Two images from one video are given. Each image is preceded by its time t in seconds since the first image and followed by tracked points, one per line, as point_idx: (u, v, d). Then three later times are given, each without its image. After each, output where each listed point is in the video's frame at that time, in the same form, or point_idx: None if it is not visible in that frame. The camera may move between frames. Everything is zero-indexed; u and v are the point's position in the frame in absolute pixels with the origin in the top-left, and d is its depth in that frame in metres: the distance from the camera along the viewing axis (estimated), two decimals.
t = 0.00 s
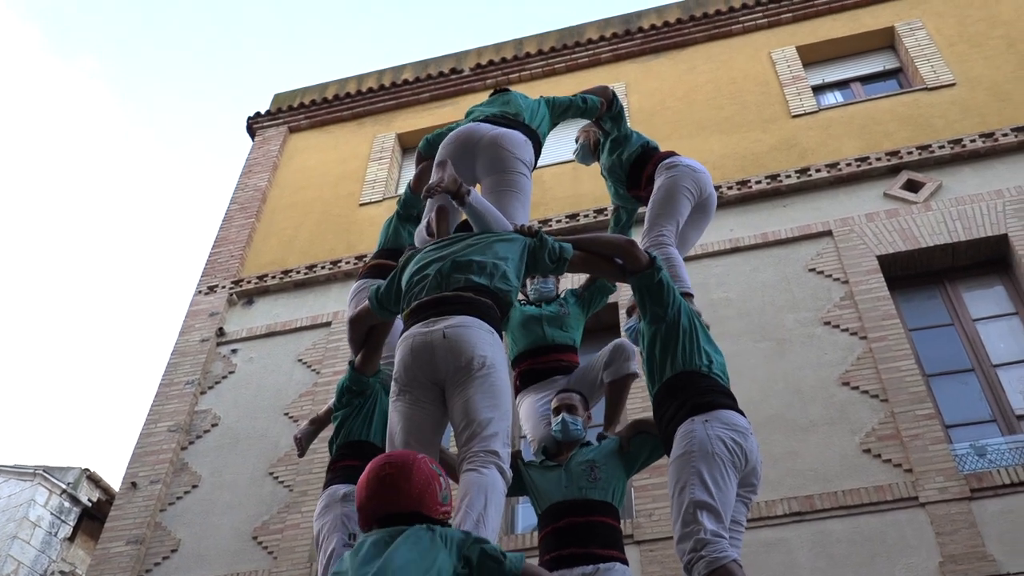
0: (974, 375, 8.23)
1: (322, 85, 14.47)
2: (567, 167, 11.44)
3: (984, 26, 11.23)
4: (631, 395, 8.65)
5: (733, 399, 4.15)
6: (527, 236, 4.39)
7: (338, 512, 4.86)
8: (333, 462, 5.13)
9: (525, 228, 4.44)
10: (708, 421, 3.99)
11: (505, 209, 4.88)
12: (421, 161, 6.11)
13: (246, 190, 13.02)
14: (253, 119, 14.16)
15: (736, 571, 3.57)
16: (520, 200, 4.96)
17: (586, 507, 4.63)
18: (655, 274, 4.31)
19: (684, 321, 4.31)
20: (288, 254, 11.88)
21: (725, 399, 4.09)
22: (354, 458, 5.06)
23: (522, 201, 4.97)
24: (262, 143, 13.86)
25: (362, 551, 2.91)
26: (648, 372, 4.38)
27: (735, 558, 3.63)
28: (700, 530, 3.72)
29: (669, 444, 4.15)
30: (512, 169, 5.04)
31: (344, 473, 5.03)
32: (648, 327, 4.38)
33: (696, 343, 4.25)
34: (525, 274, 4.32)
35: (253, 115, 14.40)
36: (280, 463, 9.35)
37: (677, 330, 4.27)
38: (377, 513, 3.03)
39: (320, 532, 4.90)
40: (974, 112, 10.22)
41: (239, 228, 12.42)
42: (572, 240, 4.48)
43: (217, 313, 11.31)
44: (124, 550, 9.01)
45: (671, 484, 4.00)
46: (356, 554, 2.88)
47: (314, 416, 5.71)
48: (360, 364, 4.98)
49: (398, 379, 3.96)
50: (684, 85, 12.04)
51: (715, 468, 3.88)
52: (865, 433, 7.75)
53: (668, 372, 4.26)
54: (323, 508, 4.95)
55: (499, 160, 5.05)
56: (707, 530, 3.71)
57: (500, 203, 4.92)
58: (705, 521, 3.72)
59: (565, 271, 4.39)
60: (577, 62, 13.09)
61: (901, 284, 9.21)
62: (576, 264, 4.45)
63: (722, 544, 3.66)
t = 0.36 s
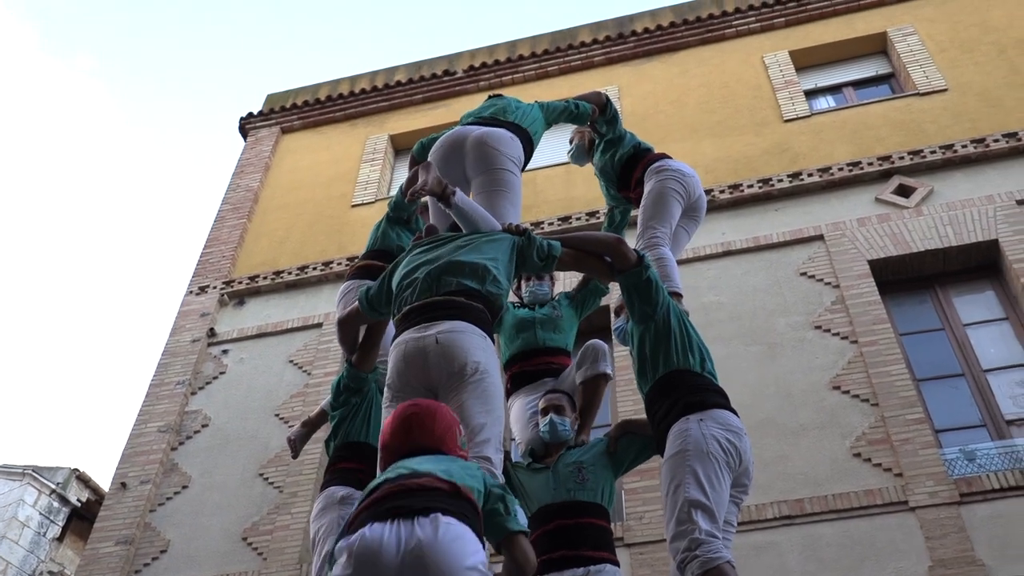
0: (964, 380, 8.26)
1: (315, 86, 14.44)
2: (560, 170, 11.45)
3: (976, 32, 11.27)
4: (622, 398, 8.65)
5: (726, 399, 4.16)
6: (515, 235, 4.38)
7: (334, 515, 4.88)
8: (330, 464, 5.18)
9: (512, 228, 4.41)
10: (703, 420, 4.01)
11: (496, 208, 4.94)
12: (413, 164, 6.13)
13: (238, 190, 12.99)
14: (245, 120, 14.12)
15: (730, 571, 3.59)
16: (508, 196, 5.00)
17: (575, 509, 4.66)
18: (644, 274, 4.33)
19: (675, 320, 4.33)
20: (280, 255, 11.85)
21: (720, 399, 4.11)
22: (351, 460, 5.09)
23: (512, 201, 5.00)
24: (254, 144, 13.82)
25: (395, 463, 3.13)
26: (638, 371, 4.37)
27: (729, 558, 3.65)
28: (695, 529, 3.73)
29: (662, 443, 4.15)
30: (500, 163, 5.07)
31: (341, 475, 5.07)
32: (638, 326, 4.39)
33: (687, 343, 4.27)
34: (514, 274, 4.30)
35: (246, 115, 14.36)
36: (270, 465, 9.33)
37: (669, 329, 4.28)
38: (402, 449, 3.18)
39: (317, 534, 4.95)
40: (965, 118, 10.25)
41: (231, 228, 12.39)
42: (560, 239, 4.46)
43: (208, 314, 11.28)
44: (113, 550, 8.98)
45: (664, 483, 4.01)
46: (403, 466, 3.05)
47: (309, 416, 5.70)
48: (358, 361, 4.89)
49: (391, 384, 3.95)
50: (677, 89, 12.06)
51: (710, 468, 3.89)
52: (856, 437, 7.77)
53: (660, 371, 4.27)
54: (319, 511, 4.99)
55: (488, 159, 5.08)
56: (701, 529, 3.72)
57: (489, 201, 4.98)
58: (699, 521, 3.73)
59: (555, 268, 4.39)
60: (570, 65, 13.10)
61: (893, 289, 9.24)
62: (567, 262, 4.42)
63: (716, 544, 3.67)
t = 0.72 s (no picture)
0: (958, 384, 8.27)
1: (311, 86, 14.42)
2: (556, 171, 11.45)
3: (972, 37, 11.30)
4: (617, 401, 8.65)
5: (718, 397, 4.16)
6: (515, 233, 4.38)
7: (327, 514, 4.87)
8: (323, 464, 5.16)
9: (513, 226, 4.41)
10: (694, 419, 4.02)
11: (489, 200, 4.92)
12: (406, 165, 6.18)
13: (233, 190, 12.97)
14: (241, 119, 14.11)
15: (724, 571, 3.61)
16: (500, 187, 4.98)
17: (567, 509, 4.66)
18: (642, 270, 4.35)
19: (673, 318, 4.33)
20: (275, 255, 11.83)
21: (713, 398, 4.12)
22: (344, 459, 5.08)
23: (506, 194, 4.96)
24: (249, 143, 13.81)
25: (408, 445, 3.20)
26: (633, 368, 4.37)
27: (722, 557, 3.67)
28: (689, 529, 3.75)
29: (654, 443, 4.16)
30: (490, 157, 5.08)
31: (334, 475, 5.06)
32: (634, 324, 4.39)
33: (684, 340, 4.26)
34: (515, 273, 4.30)
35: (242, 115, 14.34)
36: (264, 464, 9.31)
37: (667, 327, 4.27)
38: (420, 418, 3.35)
39: (310, 534, 4.92)
40: (960, 122, 10.27)
41: (226, 228, 12.37)
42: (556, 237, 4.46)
43: (202, 313, 11.26)
44: (106, 549, 8.95)
45: (656, 483, 4.02)
46: (419, 454, 3.09)
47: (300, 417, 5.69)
48: (357, 361, 4.87)
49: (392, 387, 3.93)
50: (673, 91, 12.07)
51: (702, 467, 3.91)
52: (849, 440, 7.78)
53: (656, 367, 4.26)
54: (312, 511, 4.96)
55: (481, 156, 5.07)
56: (695, 529, 3.74)
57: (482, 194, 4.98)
58: (692, 521, 3.75)
59: (556, 267, 4.39)
60: (566, 67, 13.11)
61: (887, 292, 9.25)
62: (567, 261, 4.42)
63: (709, 543, 3.69)
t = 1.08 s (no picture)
0: (952, 388, 8.29)
1: (308, 85, 14.41)
2: (552, 172, 11.45)
3: (968, 41, 11.33)
4: (612, 402, 8.65)
5: (718, 400, 4.20)
6: (511, 233, 4.38)
7: (322, 513, 4.82)
8: (316, 461, 5.11)
9: (509, 226, 4.42)
10: (697, 422, 4.04)
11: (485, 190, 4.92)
12: (400, 159, 6.34)
13: (229, 189, 12.96)
14: (238, 118, 14.09)
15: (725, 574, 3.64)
16: (495, 176, 4.98)
17: (557, 510, 4.67)
18: (638, 274, 4.35)
19: (668, 323, 4.36)
20: (270, 254, 11.82)
21: (713, 402, 4.14)
22: (337, 457, 5.05)
23: (500, 180, 4.98)
24: (246, 142, 13.79)
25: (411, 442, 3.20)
26: (630, 373, 4.38)
27: (722, 561, 3.69)
28: (689, 532, 3.77)
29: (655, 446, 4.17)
30: (486, 145, 5.08)
31: (327, 472, 5.02)
32: (631, 328, 4.41)
33: (682, 346, 4.28)
34: (512, 274, 4.30)
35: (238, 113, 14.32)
36: (258, 464, 9.30)
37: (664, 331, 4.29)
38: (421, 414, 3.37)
39: (302, 533, 4.86)
40: (956, 126, 10.30)
41: (222, 226, 12.35)
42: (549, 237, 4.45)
43: (198, 312, 11.23)
44: (99, 548, 8.93)
45: (658, 485, 4.04)
46: (421, 450, 3.10)
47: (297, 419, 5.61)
48: (356, 356, 4.87)
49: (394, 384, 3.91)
50: (669, 93, 12.08)
51: (704, 471, 3.93)
52: (844, 443, 7.80)
53: (653, 372, 4.27)
54: (304, 509, 4.91)
55: (477, 141, 5.09)
56: (696, 532, 3.76)
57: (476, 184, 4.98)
58: (694, 524, 3.78)
59: (552, 269, 4.40)
60: (563, 68, 13.11)
61: (882, 295, 9.27)
62: (564, 262, 4.43)
63: (710, 547, 3.72)
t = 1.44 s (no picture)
0: (948, 389, 8.30)
1: (304, 85, 14.40)
2: (549, 173, 11.46)
3: (964, 43, 11.34)
4: (608, 403, 8.65)
5: (715, 406, 4.20)
6: (510, 238, 4.40)
7: (312, 512, 4.89)
8: (309, 461, 5.13)
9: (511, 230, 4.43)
10: (692, 425, 4.04)
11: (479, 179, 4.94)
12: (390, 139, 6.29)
13: (225, 189, 12.94)
14: (234, 118, 14.06)
15: None
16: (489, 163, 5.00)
17: (553, 511, 4.66)
18: (638, 280, 4.34)
19: (668, 328, 4.36)
20: (266, 254, 11.81)
21: (709, 406, 4.14)
22: (331, 458, 5.04)
23: (495, 165, 5.01)
24: (242, 142, 13.77)
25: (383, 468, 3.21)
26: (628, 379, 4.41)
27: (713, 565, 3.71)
28: (680, 535, 3.79)
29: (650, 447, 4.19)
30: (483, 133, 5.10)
31: (319, 472, 5.06)
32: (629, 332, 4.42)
33: (678, 353, 4.29)
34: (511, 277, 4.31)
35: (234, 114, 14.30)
36: (254, 464, 9.28)
37: (661, 336, 4.30)
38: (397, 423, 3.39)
39: (294, 531, 4.95)
40: (951, 128, 10.32)
41: (218, 226, 12.33)
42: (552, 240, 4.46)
43: (193, 312, 11.22)
44: (95, 548, 8.91)
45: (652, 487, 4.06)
46: (391, 480, 3.12)
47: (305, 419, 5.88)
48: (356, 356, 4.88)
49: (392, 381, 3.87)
50: (666, 94, 12.09)
51: (698, 474, 3.94)
52: (839, 444, 7.80)
53: (650, 377, 4.29)
54: (295, 508, 4.98)
55: (474, 128, 5.12)
56: (686, 535, 3.78)
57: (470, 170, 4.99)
58: (684, 527, 3.80)
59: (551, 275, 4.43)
60: (559, 69, 13.12)
61: (878, 297, 9.28)
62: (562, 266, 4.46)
63: (700, 550, 3.74)
